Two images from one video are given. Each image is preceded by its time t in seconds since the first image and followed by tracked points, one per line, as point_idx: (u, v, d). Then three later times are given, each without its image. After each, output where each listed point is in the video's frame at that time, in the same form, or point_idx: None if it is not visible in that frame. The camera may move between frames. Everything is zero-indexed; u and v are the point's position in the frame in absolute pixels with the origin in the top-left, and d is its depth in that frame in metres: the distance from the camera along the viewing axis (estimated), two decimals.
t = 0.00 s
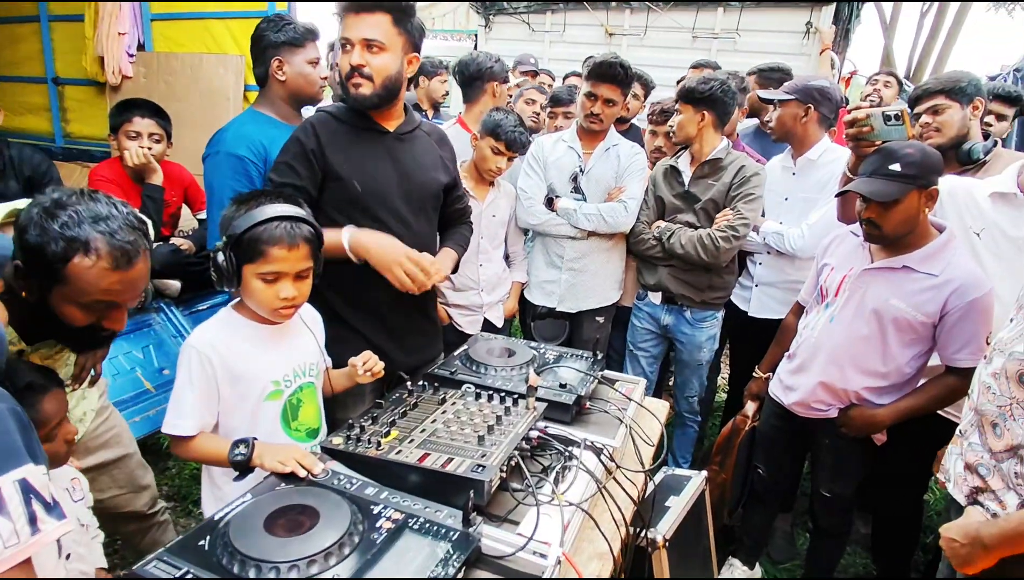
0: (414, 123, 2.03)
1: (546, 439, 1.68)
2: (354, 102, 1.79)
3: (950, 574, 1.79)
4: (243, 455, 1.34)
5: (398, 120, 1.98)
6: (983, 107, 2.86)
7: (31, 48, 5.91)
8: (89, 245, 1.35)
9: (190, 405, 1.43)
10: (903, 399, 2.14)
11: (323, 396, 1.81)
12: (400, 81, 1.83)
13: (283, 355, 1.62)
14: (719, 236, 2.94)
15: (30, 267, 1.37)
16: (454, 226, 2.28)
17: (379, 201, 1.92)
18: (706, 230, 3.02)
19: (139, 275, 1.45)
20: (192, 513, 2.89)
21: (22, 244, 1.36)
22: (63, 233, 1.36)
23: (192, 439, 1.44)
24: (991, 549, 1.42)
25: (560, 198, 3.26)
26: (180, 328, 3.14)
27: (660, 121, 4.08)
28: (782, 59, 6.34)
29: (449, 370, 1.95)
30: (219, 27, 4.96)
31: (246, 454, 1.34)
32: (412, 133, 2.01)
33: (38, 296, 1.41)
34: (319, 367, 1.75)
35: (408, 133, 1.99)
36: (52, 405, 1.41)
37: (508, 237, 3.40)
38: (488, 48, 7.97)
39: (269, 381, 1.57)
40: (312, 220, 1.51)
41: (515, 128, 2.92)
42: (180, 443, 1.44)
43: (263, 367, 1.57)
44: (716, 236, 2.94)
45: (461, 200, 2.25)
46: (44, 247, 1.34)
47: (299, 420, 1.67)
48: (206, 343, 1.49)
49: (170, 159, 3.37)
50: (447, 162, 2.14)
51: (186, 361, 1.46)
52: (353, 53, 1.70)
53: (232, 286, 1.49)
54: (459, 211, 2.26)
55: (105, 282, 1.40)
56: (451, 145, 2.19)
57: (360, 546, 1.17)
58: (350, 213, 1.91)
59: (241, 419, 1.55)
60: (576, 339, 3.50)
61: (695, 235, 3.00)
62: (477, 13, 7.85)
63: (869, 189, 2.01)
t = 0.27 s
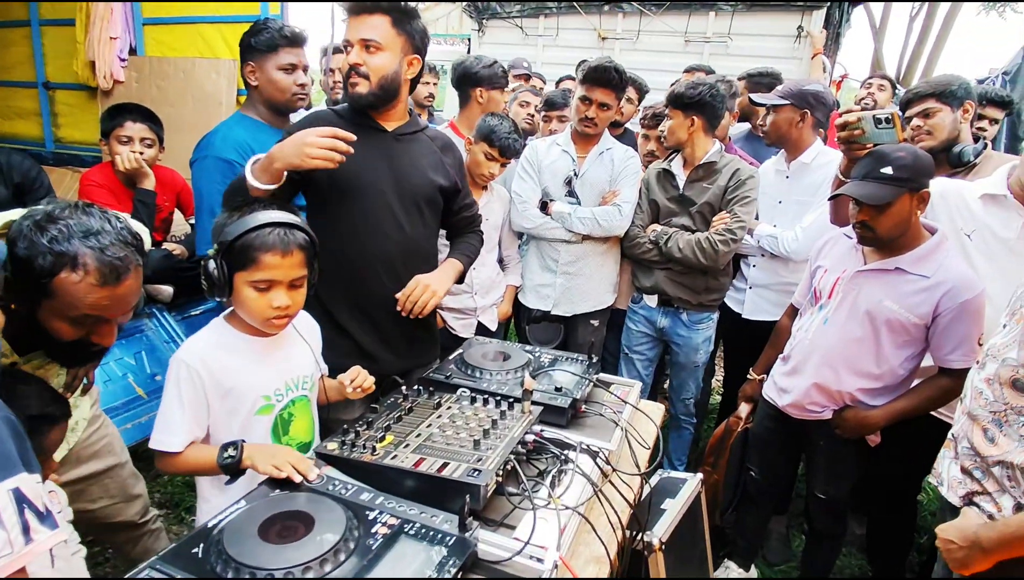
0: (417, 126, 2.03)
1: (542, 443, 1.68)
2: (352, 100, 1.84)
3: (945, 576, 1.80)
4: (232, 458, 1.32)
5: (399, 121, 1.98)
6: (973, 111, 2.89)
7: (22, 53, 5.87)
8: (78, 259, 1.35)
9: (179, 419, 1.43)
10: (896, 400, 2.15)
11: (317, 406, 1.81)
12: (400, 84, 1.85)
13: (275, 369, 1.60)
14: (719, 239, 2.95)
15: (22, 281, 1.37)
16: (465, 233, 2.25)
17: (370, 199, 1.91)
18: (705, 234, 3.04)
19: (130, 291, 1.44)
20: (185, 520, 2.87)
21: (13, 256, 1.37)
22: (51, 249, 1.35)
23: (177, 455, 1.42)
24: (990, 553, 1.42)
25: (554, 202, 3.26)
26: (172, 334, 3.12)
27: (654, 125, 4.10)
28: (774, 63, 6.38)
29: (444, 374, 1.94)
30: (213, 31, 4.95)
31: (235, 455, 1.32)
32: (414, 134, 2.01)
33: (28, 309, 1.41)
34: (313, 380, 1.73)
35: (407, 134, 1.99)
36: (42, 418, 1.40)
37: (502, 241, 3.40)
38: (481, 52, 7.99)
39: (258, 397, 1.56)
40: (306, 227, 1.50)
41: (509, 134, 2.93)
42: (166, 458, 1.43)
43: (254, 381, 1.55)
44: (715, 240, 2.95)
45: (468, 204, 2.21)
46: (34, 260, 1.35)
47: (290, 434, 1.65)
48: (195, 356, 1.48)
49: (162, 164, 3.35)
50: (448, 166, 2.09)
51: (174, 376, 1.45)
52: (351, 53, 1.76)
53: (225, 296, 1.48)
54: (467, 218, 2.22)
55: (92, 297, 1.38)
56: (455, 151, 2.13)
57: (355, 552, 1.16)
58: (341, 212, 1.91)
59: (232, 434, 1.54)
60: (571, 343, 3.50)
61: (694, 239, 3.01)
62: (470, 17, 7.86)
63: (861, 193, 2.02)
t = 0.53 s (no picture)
0: (412, 130, 2.01)
1: (538, 447, 1.68)
2: (346, 107, 1.86)
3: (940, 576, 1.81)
4: (219, 477, 1.30)
5: (395, 126, 1.97)
6: (963, 114, 2.92)
7: (13, 57, 5.82)
8: (66, 256, 1.35)
9: (166, 442, 1.40)
10: (889, 401, 2.16)
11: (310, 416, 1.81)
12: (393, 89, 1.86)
13: (269, 391, 1.60)
14: (709, 241, 2.97)
15: (11, 281, 1.37)
16: (467, 235, 2.18)
17: (360, 204, 1.91)
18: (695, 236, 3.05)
19: (120, 285, 1.43)
20: (179, 526, 2.85)
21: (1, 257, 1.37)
22: (42, 244, 1.35)
23: (162, 478, 1.39)
24: (985, 553, 1.43)
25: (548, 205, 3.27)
26: (166, 339, 3.10)
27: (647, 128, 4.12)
28: (766, 66, 6.43)
29: (439, 378, 1.94)
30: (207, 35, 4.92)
31: (222, 475, 1.30)
32: (409, 139, 1.98)
33: (20, 311, 1.41)
34: (307, 398, 1.74)
35: (402, 141, 1.96)
36: (35, 426, 1.39)
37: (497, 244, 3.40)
38: (475, 55, 8.00)
39: (252, 420, 1.56)
40: (307, 241, 1.50)
41: (503, 139, 2.94)
42: (148, 481, 1.39)
43: (246, 404, 1.54)
44: (707, 243, 2.97)
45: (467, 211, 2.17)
46: (23, 258, 1.34)
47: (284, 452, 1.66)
48: (183, 377, 1.45)
49: (155, 169, 3.34)
50: (444, 173, 2.05)
51: (162, 399, 1.42)
52: (344, 60, 1.80)
53: (220, 312, 1.45)
54: (466, 224, 2.16)
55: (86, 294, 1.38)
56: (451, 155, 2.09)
57: (352, 557, 1.16)
58: (333, 215, 1.92)
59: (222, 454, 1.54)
60: (566, 346, 3.50)
61: (685, 241, 3.03)
62: (464, 21, 7.89)
63: (854, 195, 2.04)
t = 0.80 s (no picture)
0: (404, 132, 2.00)
1: (533, 448, 1.69)
2: (334, 109, 1.85)
3: (932, 572, 1.82)
4: (214, 488, 1.31)
5: (385, 129, 1.97)
6: (952, 113, 2.95)
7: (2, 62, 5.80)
8: (47, 201, 1.37)
9: (156, 459, 1.39)
10: (881, 399, 2.18)
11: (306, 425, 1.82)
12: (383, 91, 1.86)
13: (265, 409, 1.59)
14: (698, 242, 2.98)
15: None
16: (460, 233, 2.20)
17: (355, 209, 1.91)
18: (684, 236, 3.07)
19: (105, 233, 1.46)
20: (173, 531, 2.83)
21: None
22: (24, 194, 1.37)
23: (154, 493, 1.39)
24: (975, 546, 1.45)
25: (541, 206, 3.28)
26: (159, 344, 3.08)
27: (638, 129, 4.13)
28: (757, 66, 6.46)
29: (434, 380, 1.94)
30: (195, 38, 4.91)
31: (218, 485, 1.31)
32: (400, 141, 1.99)
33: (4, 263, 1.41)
34: (302, 413, 1.74)
35: (393, 142, 1.96)
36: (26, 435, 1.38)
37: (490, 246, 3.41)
38: (467, 57, 8.01)
39: (247, 438, 1.56)
40: (309, 258, 1.49)
41: (496, 141, 2.95)
42: (140, 498, 1.38)
43: (241, 425, 1.54)
44: (696, 243, 2.98)
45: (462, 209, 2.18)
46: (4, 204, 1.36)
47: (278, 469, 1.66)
48: (175, 396, 1.44)
49: (146, 172, 3.32)
50: (437, 173, 2.05)
51: (153, 416, 1.40)
52: (332, 62, 1.80)
53: (219, 333, 1.43)
54: (459, 223, 2.18)
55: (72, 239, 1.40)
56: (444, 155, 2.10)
57: (348, 561, 1.16)
58: (326, 220, 1.93)
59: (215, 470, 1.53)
60: (561, 346, 3.50)
61: (675, 241, 3.05)
62: (456, 23, 7.90)
63: (844, 195, 2.05)
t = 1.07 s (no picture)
0: (394, 130, 2.02)
1: (530, 447, 1.69)
2: (324, 108, 1.83)
3: (927, 567, 1.83)
4: (209, 481, 1.30)
5: (376, 128, 1.98)
6: (943, 109, 2.96)
7: None
8: (32, 125, 1.40)
9: (153, 461, 1.38)
10: (874, 394, 2.19)
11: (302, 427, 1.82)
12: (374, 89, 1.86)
13: (262, 410, 1.59)
14: (690, 240, 3.00)
15: None
16: (452, 233, 2.21)
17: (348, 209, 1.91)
18: (677, 235, 3.08)
19: (90, 157, 1.46)
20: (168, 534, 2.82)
21: None
22: (16, 120, 1.40)
23: (148, 496, 1.37)
24: (968, 541, 1.46)
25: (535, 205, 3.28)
26: (153, 346, 3.06)
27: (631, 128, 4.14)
28: (749, 65, 6.48)
29: (430, 380, 1.94)
30: (188, 39, 4.89)
31: (212, 479, 1.30)
32: (391, 140, 2.00)
33: None
34: (298, 416, 1.74)
35: (384, 141, 1.97)
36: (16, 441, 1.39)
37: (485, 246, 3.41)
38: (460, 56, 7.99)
39: (244, 441, 1.55)
40: (309, 263, 1.49)
41: (491, 140, 2.94)
42: (136, 500, 1.37)
43: (239, 428, 1.54)
44: (688, 241, 3.00)
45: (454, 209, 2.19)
46: None
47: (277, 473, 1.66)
48: (172, 399, 1.43)
49: (138, 174, 3.30)
50: (429, 172, 2.07)
51: (149, 418, 1.40)
52: (323, 61, 1.78)
53: (219, 338, 1.43)
54: (450, 222, 2.19)
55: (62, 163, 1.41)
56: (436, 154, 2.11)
57: (346, 562, 1.15)
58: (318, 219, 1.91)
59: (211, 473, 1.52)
60: (556, 345, 3.51)
61: (667, 240, 3.06)
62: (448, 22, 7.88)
63: (835, 193, 2.07)
